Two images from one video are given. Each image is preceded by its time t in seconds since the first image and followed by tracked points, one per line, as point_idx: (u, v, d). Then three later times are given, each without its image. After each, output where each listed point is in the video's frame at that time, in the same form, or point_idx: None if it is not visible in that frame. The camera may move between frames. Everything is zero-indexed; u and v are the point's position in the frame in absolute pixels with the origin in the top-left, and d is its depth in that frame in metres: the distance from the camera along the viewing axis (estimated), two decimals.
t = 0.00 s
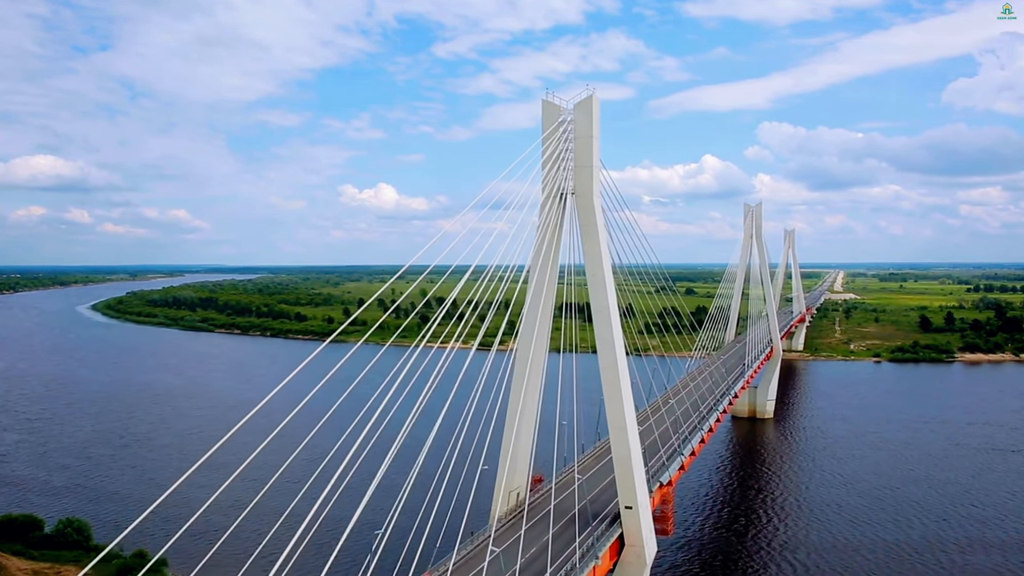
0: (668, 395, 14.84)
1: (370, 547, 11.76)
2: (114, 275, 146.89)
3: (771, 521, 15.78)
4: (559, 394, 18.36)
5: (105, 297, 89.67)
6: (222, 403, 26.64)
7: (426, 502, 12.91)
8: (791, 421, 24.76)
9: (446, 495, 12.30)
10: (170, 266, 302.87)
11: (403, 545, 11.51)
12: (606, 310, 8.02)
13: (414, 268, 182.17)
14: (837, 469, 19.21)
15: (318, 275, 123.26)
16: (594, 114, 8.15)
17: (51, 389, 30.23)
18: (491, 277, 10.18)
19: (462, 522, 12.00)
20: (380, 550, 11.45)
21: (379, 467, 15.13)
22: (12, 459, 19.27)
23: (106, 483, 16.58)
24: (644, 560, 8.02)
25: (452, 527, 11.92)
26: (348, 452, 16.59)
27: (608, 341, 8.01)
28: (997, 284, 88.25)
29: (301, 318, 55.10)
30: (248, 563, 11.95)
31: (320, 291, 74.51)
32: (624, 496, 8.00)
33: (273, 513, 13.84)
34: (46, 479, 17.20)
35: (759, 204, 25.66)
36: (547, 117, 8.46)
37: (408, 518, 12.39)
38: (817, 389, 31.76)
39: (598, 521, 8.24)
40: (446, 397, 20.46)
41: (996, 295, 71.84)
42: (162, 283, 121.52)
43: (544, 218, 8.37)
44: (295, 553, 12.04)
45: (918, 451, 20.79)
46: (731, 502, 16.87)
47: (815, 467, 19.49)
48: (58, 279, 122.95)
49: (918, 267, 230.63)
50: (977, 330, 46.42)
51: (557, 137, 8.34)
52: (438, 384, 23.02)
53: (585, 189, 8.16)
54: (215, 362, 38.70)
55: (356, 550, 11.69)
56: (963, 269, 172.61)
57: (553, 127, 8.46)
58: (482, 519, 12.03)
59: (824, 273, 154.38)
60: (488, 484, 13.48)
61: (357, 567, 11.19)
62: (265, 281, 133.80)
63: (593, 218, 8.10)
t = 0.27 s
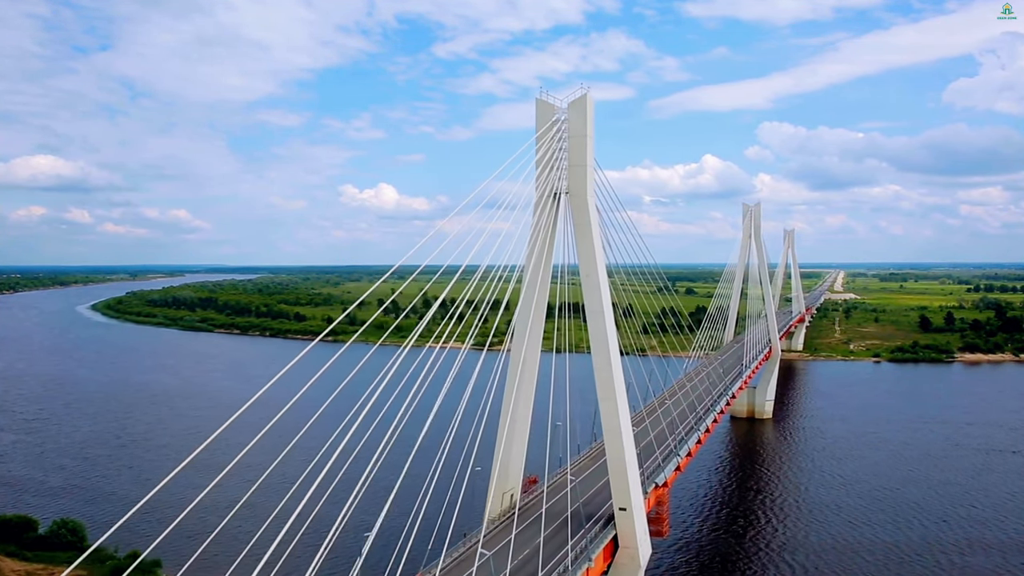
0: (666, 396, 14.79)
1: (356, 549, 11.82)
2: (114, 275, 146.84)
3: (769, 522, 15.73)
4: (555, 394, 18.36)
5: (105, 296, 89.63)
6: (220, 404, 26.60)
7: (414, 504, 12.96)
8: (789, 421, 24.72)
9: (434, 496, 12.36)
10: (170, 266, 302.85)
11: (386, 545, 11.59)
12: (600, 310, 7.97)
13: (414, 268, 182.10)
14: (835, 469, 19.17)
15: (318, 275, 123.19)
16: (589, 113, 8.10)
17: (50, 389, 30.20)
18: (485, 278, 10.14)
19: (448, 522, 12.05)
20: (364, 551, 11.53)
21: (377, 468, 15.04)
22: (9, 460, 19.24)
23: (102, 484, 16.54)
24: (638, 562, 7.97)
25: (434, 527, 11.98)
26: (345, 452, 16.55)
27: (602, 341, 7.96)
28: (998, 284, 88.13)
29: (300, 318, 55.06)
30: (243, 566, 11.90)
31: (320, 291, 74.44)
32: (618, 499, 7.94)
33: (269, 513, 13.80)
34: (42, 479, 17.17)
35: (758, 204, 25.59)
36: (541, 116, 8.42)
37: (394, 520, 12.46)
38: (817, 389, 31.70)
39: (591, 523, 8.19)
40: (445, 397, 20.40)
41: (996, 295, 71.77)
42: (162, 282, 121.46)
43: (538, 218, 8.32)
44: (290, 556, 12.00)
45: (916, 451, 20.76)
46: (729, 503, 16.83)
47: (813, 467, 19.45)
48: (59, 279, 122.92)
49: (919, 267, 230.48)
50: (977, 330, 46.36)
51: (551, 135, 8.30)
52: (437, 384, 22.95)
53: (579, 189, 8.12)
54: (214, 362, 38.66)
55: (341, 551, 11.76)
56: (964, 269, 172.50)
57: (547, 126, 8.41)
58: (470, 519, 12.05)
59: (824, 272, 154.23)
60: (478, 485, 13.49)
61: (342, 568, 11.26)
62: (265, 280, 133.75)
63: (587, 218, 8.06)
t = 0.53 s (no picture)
0: (663, 396, 14.74)
1: (344, 551, 11.89)
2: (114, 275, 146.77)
3: (766, 522, 15.69)
4: (550, 395, 18.37)
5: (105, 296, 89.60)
6: (219, 404, 26.57)
7: (404, 505, 13.03)
8: (788, 421, 24.68)
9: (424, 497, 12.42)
10: (170, 266, 302.81)
11: (373, 547, 11.67)
12: (594, 310, 7.92)
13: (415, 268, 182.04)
14: (832, 469, 19.15)
15: (319, 275, 123.12)
16: (582, 113, 8.04)
17: (48, 389, 30.18)
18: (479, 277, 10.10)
19: (437, 523, 12.10)
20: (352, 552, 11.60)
21: (374, 468, 14.99)
22: (5, 460, 19.22)
23: (98, 484, 16.50)
24: (632, 563, 7.93)
25: (420, 528, 12.05)
26: (341, 452, 16.51)
27: (596, 342, 7.91)
28: (998, 284, 88.02)
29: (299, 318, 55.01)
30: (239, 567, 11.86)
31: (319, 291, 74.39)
32: (612, 501, 7.90)
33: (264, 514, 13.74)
34: (39, 480, 17.13)
35: (757, 204, 25.53)
36: (534, 115, 8.37)
37: (384, 521, 12.53)
38: (816, 389, 31.63)
39: (585, 524, 8.15)
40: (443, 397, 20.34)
41: (997, 295, 71.68)
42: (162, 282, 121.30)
43: (532, 217, 8.28)
44: (286, 556, 11.97)
45: (914, 451, 20.73)
46: (726, 503, 16.80)
47: (810, 467, 19.42)
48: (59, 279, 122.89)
49: (919, 267, 230.30)
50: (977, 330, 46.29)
51: (544, 134, 8.25)
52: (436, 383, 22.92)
53: (572, 189, 8.07)
54: (213, 362, 38.64)
55: (329, 553, 11.83)
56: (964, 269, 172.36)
57: (540, 126, 8.36)
58: (459, 520, 12.09)
59: (825, 272, 154.06)
60: (469, 486, 13.52)
61: (330, 570, 11.34)
62: (265, 280, 133.69)
63: (581, 218, 8.01)
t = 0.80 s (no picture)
0: (659, 396, 14.70)
1: (336, 551, 11.89)
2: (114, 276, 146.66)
3: (764, 523, 15.65)
4: (546, 395, 18.37)
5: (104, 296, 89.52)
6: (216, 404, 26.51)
7: (394, 505, 13.06)
8: (787, 421, 24.64)
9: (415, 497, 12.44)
10: (170, 266, 302.65)
11: (362, 547, 11.70)
12: (588, 310, 7.88)
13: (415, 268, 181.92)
14: (830, 470, 19.10)
15: (319, 275, 123.05)
16: (576, 112, 7.99)
17: (46, 389, 30.17)
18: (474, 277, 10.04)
19: (427, 523, 12.13)
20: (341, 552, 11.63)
21: (371, 467, 14.94)
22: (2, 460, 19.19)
23: (94, 485, 16.45)
24: (626, 566, 7.88)
25: (409, 529, 12.08)
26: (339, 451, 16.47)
27: (590, 342, 7.88)
28: (999, 284, 87.85)
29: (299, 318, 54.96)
30: (234, 568, 11.81)
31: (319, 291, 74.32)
32: (606, 502, 7.85)
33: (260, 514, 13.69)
34: (36, 481, 17.09)
35: (756, 203, 25.48)
36: (528, 114, 8.32)
37: (374, 521, 12.56)
38: (816, 390, 31.57)
39: (580, 525, 8.11)
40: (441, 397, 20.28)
41: (996, 295, 71.56)
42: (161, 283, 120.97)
43: (525, 216, 8.25)
44: (283, 555, 11.92)
45: (913, 452, 20.68)
46: (724, 503, 16.75)
47: (809, 467, 19.37)
48: (59, 279, 122.75)
49: (919, 268, 230.14)
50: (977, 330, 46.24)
51: (538, 133, 8.21)
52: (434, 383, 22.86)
53: (566, 187, 8.02)
54: (212, 361, 38.62)
55: (320, 554, 11.83)
56: (964, 269, 172.19)
57: (534, 124, 8.31)
58: (449, 520, 12.11)
59: (825, 272, 153.90)
60: (461, 485, 13.54)
61: (322, 570, 11.35)
62: (264, 280, 133.54)
63: (574, 217, 7.97)
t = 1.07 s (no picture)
0: (657, 397, 14.64)
1: (329, 550, 11.85)
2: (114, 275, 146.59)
3: (761, 524, 15.60)
4: (542, 395, 18.33)
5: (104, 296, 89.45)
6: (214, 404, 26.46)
7: (385, 505, 13.08)
8: (786, 421, 24.57)
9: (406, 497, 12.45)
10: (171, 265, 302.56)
11: (351, 548, 11.71)
12: (581, 310, 7.83)
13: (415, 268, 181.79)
14: (829, 470, 19.04)
15: (318, 275, 122.95)
16: (569, 111, 7.93)
17: (44, 389, 30.13)
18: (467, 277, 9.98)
19: (417, 524, 12.13)
20: (331, 552, 11.64)
21: (366, 467, 14.87)
22: None
23: (89, 486, 16.39)
24: (620, 568, 7.82)
25: (399, 529, 12.08)
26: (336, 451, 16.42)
27: (584, 342, 7.82)
28: (999, 284, 87.69)
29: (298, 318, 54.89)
30: (228, 568, 11.76)
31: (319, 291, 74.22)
32: (600, 503, 7.78)
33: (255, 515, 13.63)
34: (31, 482, 17.03)
35: (756, 203, 25.40)
36: (521, 113, 8.25)
37: (364, 521, 12.57)
38: (815, 390, 31.48)
39: (573, 527, 8.04)
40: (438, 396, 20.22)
41: (996, 295, 71.41)
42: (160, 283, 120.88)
43: (519, 215, 8.17)
44: (277, 555, 11.87)
45: (912, 452, 20.62)
46: (721, 504, 16.69)
47: (807, 468, 19.32)
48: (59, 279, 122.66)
49: (919, 268, 229.91)
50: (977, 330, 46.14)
51: (532, 132, 8.14)
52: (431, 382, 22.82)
53: (560, 187, 7.96)
54: (210, 362, 38.57)
55: (313, 554, 11.80)
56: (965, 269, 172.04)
57: (528, 124, 8.25)
58: (439, 521, 12.11)
59: (825, 272, 153.71)
60: (452, 486, 13.54)
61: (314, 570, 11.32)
62: (264, 280, 133.38)
63: (568, 217, 7.91)
